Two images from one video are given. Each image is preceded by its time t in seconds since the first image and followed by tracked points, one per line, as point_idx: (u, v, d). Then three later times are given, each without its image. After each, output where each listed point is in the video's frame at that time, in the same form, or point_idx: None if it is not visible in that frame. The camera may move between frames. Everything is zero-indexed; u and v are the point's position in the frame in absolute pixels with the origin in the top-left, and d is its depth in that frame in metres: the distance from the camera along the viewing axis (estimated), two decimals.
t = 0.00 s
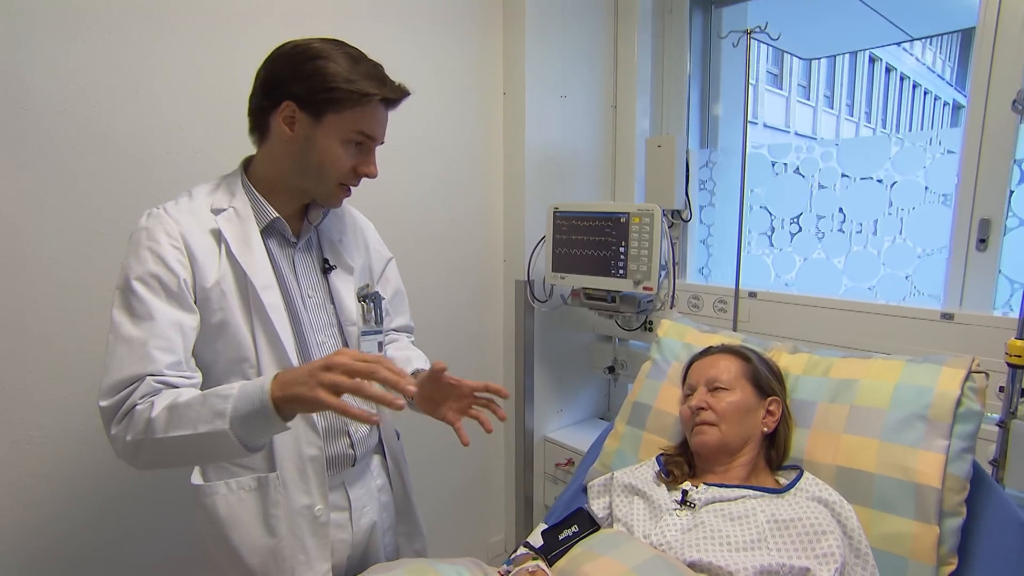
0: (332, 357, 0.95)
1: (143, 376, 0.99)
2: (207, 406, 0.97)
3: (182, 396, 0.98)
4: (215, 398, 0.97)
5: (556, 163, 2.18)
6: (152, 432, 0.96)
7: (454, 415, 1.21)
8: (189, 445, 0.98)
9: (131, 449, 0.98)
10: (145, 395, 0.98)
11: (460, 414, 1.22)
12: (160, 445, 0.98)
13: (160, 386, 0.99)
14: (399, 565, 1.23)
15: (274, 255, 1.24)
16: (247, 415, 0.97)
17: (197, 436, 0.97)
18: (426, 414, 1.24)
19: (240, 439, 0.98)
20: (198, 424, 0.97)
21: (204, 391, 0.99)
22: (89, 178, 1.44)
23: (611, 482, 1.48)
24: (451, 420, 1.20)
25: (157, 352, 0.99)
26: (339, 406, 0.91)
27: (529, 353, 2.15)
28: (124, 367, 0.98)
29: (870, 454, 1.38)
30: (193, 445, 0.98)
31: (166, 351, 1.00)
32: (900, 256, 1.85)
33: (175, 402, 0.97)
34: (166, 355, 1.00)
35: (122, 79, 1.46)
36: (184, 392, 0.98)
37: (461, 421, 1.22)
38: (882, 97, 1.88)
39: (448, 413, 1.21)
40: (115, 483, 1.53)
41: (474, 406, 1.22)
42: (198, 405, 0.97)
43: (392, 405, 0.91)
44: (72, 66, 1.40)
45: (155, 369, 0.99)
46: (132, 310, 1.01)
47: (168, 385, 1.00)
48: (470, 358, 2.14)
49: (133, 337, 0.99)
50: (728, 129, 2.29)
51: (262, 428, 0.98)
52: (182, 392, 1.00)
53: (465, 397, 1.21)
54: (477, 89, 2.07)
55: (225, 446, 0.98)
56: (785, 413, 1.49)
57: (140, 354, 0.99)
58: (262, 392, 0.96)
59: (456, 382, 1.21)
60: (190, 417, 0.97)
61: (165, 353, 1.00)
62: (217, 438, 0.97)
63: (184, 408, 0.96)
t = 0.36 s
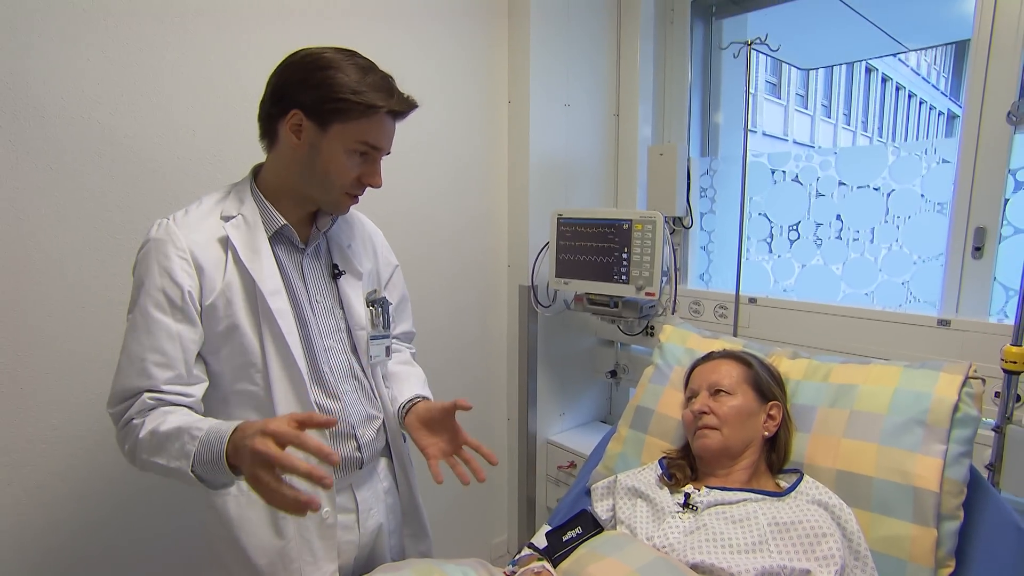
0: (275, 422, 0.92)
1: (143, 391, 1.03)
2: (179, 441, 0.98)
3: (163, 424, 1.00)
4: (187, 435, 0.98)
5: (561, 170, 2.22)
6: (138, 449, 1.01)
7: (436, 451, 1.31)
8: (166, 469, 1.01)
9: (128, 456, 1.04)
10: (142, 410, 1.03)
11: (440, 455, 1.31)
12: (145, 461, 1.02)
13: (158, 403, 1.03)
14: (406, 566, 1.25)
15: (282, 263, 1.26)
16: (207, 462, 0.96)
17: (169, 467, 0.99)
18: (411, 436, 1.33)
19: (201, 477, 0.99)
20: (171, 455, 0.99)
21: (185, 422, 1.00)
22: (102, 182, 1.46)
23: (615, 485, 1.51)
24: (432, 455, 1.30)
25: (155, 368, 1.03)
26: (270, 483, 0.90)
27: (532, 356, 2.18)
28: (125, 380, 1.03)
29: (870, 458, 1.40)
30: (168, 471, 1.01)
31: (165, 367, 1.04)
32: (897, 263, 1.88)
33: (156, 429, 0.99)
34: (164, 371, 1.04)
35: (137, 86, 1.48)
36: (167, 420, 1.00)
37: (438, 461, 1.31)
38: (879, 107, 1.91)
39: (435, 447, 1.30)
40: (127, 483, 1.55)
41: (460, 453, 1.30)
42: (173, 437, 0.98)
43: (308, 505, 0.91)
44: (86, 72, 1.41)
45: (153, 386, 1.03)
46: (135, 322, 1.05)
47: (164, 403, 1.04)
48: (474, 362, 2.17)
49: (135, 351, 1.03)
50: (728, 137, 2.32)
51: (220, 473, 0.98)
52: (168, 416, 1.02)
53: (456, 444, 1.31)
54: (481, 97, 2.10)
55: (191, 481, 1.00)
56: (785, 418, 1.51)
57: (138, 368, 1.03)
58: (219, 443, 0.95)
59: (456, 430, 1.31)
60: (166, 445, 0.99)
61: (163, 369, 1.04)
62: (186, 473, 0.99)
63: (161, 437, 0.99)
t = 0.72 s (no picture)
0: (280, 429, 0.92)
1: (148, 398, 1.04)
2: (185, 448, 0.98)
3: (168, 431, 1.00)
4: (193, 442, 0.98)
5: (564, 176, 2.22)
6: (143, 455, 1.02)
7: (441, 454, 1.31)
8: (172, 476, 1.01)
9: (133, 462, 1.05)
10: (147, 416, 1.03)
11: (446, 457, 1.31)
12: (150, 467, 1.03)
13: (164, 409, 1.04)
14: (409, 571, 1.25)
15: (286, 270, 1.26)
16: (212, 469, 0.97)
17: (175, 474, 1.00)
18: (416, 439, 1.33)
19: (206, 483, 0.99)
20: (177, 462, 0.99)
21: (191, 428, 1.00)
22: (108, 187, 1.47)
23: (618, 491, 1.51)
24: (438, 458, 1.30)
25: (159, 374, 1.03)
26: (275, 491, 0.91)
27: (536, 361, 2.18)
28: (131, 387, 1.04)
29: (873, 464, 1.40)
30: (174, 477, 1.01)
31: (169, 374, 1.04)
32: (899, 269, 1.89)
33: (161, 436, 1.00)
34: (169, 378, 1.04)
35: (143, 92, 1.49)
36: (173, 427, 1.00)
37: (443, 462, 1.30)
38: (880, 112, 1.91)
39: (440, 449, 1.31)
40: (131, 487, 1.56)
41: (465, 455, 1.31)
42: (179, 444, 0.99)
43: (311, 513, 0.91)
44: (93, 78, 1.43)
45: (159, 392, 1.03)
46: (140, 329, 1.06)
47: (169, 409, 1.04)
48: (478, 367, 2.17)
49: (140, 357, 1.04)
50: (730, 142, 2.32)
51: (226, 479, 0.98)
52: (173, 422, 1.02)
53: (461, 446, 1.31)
54: (485, 103, 2.11)
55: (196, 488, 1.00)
56: (789, 423, 1.51)
57: (144, 374, 1.03)
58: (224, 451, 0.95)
59: (460, 432, 1.32)
60: (171, 452, 0.99)
61: (168, 375, 1.04)
62: (191, 480, 0.99)
63: (166, 444, 0.99)
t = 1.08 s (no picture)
0: (290, 417, 0.94)
1: (151, 397, 1.05)
2: (190, 443, 0.99)
3: (173, 428, 1.00)
4: (198, 437, 0.99)
5: (564, 179, 2.23)
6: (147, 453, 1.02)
7: (447, 449, 1.32)
8: (175, 473, 1.02)
9: (136, 462, 1.05)
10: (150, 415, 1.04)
11: (451, 451, 1.32)
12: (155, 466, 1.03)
13: (166, 408, 1.04)
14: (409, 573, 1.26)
15: (290, 270, 1.27)
16: (218, 463, 0.97)
17: (181, 469, 1.00)
18: (422, 435, 1.34)
19: (212, 478, 1.00)
20: (182, 457, 1.00)
21: (195, 425, 1.01)
22: (112, 191, 1.48)
23: (618, 494, 1.52)
24: (443, 452, 1.31)
25: (163, 374, 1.04)
26: (287, 479, 0.91)
27: (536, 363, 2.19)
28: (134, 387, 1.04)
29: (872, 467, 1.40)
30: (179, 474, 1.02)
31: (172, 373, 1.05)
32: (899, 272, 1.89)
33: (165, 433, 1.00)
34: (172, 377, 1.05)
35: (147, 96, 1.51)
36: (177, 424, 1.01)
37: (449, 457, 1.32)
38: (880, 116, 1.92)
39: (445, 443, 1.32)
40: (131, 489, 1.56)
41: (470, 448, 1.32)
42: (183, 440, 0.99)
43: (325, 499, 0.91)
44: (97, 82, 1.44)
45: (162, 392, 1.04)
46: (143, 329, 1.06)
47: (172, 408, 1.04)
48: (478, 370, 2.18)
49: (143, 357, 1.05)
50: (730, 146, 2.33)
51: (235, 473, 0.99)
52: (177, 420, 1.02)
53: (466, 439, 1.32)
54: (486, 107, 2.12)
55: (202, 483, 1.01)
56: (788, 426, 1.52)
57: (146, 374, 1.04)
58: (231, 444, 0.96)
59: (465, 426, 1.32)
60: (176, 448, 1.00)
61: (171, 375, 1.05)
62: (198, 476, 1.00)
63: (171, 441, 1.00)
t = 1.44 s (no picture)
0: (296, 422, 0.95)
1: (151, 395, 1.06)
2: (198, 443, 1.01)
3: (177, 428, 1.02)
4: (206, 437, 1.01)
5: (563, 180, 2.24)
6: (149, 453, 1.03)
7: (443, 443, 1.33)
8: (180, 472, 1.03)
9: (134, 460, 1.06)
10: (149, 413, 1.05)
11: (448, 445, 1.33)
12: (156, 465, 1.04)
13: (165, 407, 1.05)
14: (407, 572, 1.27)
15: (290, 271, 1.28)
16: (227, 462, 0.99)
17: (187, 469, 1.02)
18: (419, 429, 1.35)
19: (221, 478, 1.02)
20: (189, 457, 1.01)
21: (200, 425, 1.03)
22: (112, 192, 1.50)
23: (615, 493, 1.53)
24: (439, 446, 1.32)
25: (162, 372, 1.05)
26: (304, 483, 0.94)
27: (535, 363, 2.20)
28: (134, 384, 1.05)
29: (868, 466, 1.41)
30: (183, 473, 1.03)
31: (171, 371, 1.06)
32: (896, 273, 1.90)
33: (169, 432, 1.01)
34: (172, 375, 1.06)
35: (147, 98, 1.52)
36: (181, 423, 1.02)
37: (445, 450, 1.32)
38: (880, 118, 1.93)
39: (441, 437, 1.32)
40: (131, 488, 1.57)
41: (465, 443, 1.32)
42: (190, 440, 1.01)
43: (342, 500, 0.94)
44: (98, 84, 1.46)
45: (163, 391, 1.05)
46: (142, 327, 1.08)
47: (172, 407, 1.06)
48: (477, 369, 2.19)
49: (143, 355, 1.06)
50: (729, 147, 2.34)
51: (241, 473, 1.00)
52: (179, 420, 1.04)
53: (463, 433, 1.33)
54: (485, 109, 2.14)
55: (209, 481, 1.02)
56: (785, 426, 1.52)
57: (147, 372, 1.05)
58: (242, 444, 0.98)
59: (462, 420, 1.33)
60: (182, 448, 1.01)
61: (171, 373, 1.06)
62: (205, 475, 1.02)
63: (176, 440, 1.01)
